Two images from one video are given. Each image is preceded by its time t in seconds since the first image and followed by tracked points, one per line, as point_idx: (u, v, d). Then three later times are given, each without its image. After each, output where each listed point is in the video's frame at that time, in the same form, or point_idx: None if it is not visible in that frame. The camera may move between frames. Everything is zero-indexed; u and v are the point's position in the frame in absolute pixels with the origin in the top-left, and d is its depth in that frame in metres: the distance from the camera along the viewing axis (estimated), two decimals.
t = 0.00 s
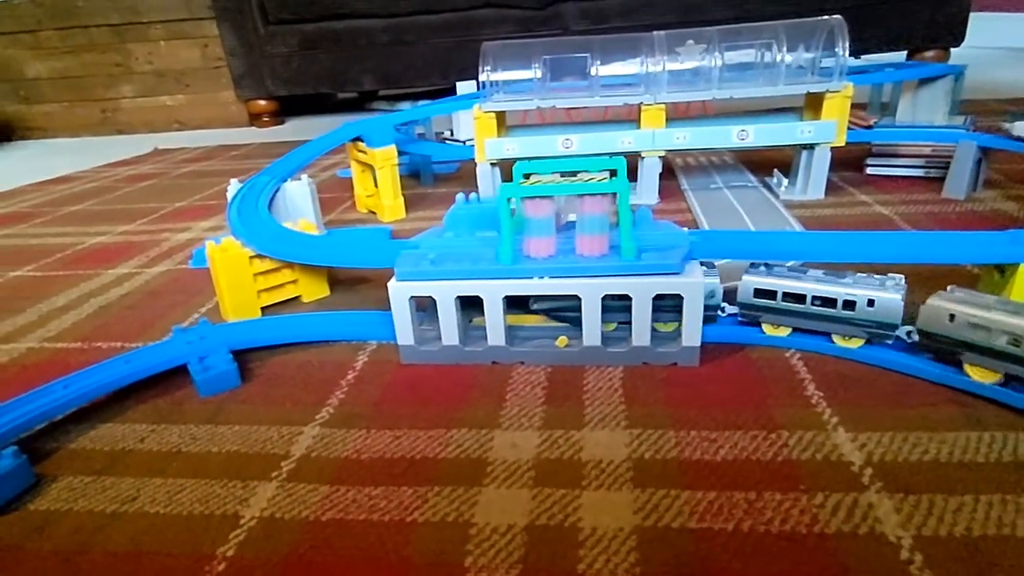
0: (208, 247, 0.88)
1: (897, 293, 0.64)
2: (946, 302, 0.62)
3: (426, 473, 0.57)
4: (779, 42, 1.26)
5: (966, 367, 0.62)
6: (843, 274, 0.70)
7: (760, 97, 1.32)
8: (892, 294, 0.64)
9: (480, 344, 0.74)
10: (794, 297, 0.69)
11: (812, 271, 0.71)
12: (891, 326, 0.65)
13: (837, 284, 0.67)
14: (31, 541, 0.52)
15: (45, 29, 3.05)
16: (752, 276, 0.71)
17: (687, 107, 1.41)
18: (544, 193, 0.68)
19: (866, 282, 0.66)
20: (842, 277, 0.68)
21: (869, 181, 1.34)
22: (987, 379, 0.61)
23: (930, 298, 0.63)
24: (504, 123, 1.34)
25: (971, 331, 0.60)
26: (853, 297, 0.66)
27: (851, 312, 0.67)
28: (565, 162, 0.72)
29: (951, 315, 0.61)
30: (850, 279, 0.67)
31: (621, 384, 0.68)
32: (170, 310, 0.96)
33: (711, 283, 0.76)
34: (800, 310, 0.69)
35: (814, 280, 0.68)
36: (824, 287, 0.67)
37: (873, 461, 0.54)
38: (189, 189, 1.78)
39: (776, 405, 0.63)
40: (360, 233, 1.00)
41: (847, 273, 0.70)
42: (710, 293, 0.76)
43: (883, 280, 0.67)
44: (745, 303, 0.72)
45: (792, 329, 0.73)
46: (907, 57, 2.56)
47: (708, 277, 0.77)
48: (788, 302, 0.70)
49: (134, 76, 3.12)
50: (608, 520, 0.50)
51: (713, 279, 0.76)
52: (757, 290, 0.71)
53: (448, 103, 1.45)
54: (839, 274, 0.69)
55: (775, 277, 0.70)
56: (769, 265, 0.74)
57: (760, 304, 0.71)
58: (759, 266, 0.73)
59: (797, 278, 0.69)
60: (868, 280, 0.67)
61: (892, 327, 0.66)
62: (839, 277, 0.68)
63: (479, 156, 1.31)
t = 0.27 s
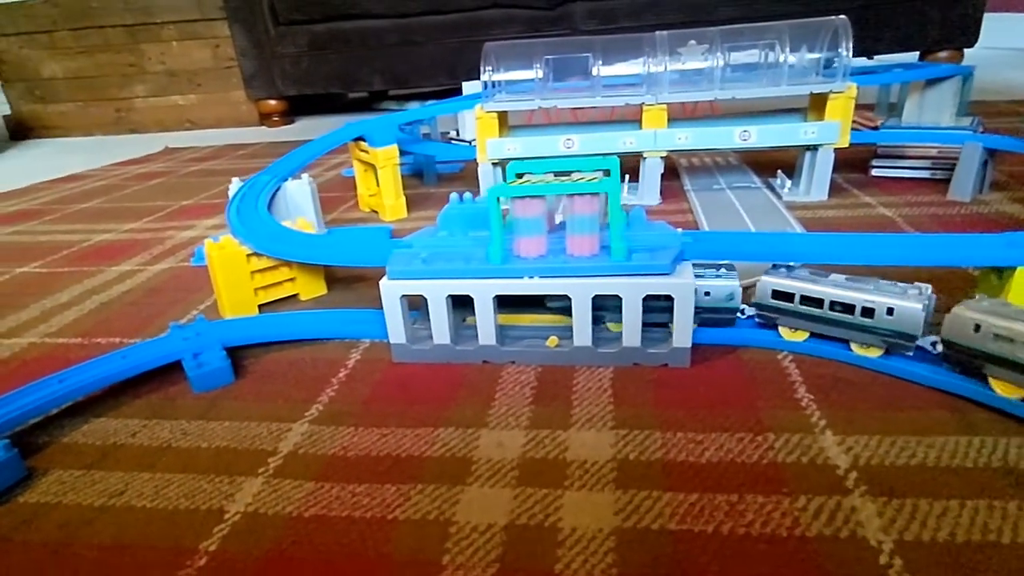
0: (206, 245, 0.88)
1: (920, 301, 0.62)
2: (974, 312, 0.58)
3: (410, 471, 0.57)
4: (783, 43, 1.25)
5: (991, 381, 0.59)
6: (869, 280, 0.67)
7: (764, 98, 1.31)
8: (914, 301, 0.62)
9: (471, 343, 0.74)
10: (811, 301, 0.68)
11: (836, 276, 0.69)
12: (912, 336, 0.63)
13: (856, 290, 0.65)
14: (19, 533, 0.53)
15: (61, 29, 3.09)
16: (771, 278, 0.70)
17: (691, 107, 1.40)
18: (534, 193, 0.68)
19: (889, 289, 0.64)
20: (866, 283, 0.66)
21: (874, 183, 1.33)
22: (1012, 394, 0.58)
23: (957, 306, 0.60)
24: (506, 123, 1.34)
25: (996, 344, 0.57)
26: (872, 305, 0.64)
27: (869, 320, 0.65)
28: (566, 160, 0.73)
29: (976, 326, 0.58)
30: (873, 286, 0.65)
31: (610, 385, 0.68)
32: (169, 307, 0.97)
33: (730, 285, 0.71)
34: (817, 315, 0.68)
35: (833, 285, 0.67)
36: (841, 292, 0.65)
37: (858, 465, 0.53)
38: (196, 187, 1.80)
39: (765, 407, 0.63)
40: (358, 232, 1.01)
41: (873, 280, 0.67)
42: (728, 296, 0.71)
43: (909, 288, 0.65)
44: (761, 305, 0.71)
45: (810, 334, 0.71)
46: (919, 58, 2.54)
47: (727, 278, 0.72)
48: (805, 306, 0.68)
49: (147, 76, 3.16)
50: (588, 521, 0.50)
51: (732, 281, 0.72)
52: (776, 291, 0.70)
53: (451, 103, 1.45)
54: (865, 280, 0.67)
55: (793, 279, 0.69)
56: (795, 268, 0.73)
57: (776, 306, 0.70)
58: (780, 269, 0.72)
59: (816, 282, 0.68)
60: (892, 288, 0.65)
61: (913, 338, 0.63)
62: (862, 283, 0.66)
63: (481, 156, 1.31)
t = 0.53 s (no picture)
0: (204, 247, 0.90)
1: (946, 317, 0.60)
2: (1000, 328, 0.56)
3: (396, 473, 0.58)
4: (784, 46, 1.25)
5: (1013, 401, 0.57)
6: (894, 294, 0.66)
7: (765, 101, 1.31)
8: (938, 316, 0.60)
9: (462, 346, 0.75)
10: (831, 313, 0.67)
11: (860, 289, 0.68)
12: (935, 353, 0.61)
13: (879, 303, 0.64)
14: (10, 530, 0.54)
15: (74, 31, 3.13)
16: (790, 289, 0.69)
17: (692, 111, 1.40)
18: (525, 197, 0.68)
19: (914, 304, 0.63)
20: (891, 297, 0.65)
21: (876, 186, 1.32)
22: None
23: (983, 322, 0.58)
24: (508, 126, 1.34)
25: (1021, 362, 0.55)
26: (894, 318, 0.62)
27: (890, 334, 0.63)
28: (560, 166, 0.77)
29: (1001, 343, 0.56)
30: (898, 300, 0.64)
31: (599, 389, 0.68)
32: (169, 308, 0.98)
33: (746, 291, 0.72)
34: (837, 327, 0.67)
35: (856, 297, 0.65)
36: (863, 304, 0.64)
37: (843, 472, 0.53)
38: (202, 188, 1.82)
39: (753, 413, 0.63)
40: (356, 235, 1.02)
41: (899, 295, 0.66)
42: (744, 302, 0.72)
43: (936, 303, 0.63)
44: (780, 315, 0.71)
45: (829, 346, 0.70)
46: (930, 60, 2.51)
47: (743, 284, 0.72)
48: (825, 317, 0.67)
49: (159, 78, 3.19)
50: (569, 525, 0.50)
51: (748, 287, 0.72)
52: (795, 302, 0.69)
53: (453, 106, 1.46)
54: (891, 294, 0.66)
55: (814, 290, 0.68)
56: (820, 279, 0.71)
57: (794, 317, 0.69)
58: (803, 279, 0.71)
59: (837, 293, 0.66)
60: (918, 302, 0.63)
61: (936, 355, 0.61)
62: (886, 296, 0.65)
63: (482, 159, 1.32)
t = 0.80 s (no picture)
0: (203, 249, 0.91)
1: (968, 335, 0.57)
2: None
3: (380, 475, 0.59)
4: (782, 50, 1.25)
5: None
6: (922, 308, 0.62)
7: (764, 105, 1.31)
8: (960, 332, 0.57)
9: (452, 349, 0.76)
10: (849, 326, 0.64)
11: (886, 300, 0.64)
12: (955, 372, 0.58)
13: (898, 318, 0.60)
14: (3, 527, 0.55)
15: (88, 34, 3.18)
16: (809, 298, 0.67)
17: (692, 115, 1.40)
18: (512, 203, 0.69)
19: (937, 319, 0.59)
20: (915, 310, 0.61)
21: (877, 191, 1.31)
22: None
23: (1007, 340, 0.54)
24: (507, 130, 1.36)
25: None
26: (912, 334, 0.59)
27: (908, 351, 0.60)
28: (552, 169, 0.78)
29: None
30: (920, 313, 0.60)
31: (586, 393, 0.69)
32: (169, 309, 1.00)
33: (767, 298, 0.69)
34: (854, 340, 0.64)
35: (875, 309, 0.62)
36: (880, 318, 0.61)
37: (822, 478, 0.53)
38: (209, 190, 1.84)
39: (736, 419, 0.63)
40: (354, 237, 1.03)
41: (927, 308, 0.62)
42: (765, 308, 0.69)
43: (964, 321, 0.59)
44: (798, 324, 0.68)
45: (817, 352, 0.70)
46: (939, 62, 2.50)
47: (764, 290, 0.69)
48: (843, 330, 0.64)
49: (170, 80, 3.23)
50: (547, 528, 0.51)
51: (770, 292, 0.69)
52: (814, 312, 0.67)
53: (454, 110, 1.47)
54: (918, 307, 0.62)
55: (832, 301, 0.65)
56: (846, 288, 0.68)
57: (812, 327, 0.67)
58: (825, 288, 0.68)
59: (856, 305, 0.63)
60: (942, 318, 0.59)
61: (955, 374, 0.58)
62: (910, 309, 0.62)
63: (481, 161, 1.33)
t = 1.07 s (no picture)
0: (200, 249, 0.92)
1: (976, 344, 0.55)
2: None
3: (364, 473, 0.60)
4: (780, 52, 1.25)
5: None
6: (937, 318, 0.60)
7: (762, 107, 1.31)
8: (967, 341, 0.55)
9: (441, 349, 0.76)
10: (858, 333, 0.63)
11: (901, 309, 0.63)
12: (960, 384, 0.56)
13: (906, 326, 0.59)
14: None
15: (98, 36, 3.22)
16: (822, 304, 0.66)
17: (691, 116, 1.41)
18: (500, 205, 0.70)
19: (947, 328, 0.58)
20: (927, 319, 0.60)
21: (876, 192, 1.31)
22: None
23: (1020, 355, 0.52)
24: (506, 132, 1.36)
25: None
26: (918, 343, 0.58)
27: (914, 359, 0.58)
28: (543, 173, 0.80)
29: None
30: (931, 322, 0.59)
31: (571, 394, 0.69)
32: (168, 309, 1.01)
33: (785, 301, 0.68)
34: (863, 348, 0.63)
35: (885, 317, 0.61)
36: (887, 325, 0.60)
37: (799, 480, 0.54)
38: (213, 191, 1.86)
39: (718, 421, 0.63)
40: (350, 238, 1.04)
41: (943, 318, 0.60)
42: (784, 311, 0.68)
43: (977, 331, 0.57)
44: (809, 331, 0.67)
45: (803, 354, 0.70)
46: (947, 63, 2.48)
47: (783, 293, 0.68)
48: (852, 337, 0.63)
49: (179, 81, 3.26)
50: (524, 527, 0.51)
51: (788, 296, 0.68)
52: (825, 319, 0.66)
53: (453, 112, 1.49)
54: (934, 317, 0.60)
55: (842, 308, 0.64)
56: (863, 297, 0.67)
57: (822, 333, 0.66)
58: (840, 295, 0.67)
59: (866, 312, 0.62)
60: (953, 327, 0.58)
61: (959, 386, 0.56)
62: (923, 318, 0.60)
63: (479, 163, 1.34)
